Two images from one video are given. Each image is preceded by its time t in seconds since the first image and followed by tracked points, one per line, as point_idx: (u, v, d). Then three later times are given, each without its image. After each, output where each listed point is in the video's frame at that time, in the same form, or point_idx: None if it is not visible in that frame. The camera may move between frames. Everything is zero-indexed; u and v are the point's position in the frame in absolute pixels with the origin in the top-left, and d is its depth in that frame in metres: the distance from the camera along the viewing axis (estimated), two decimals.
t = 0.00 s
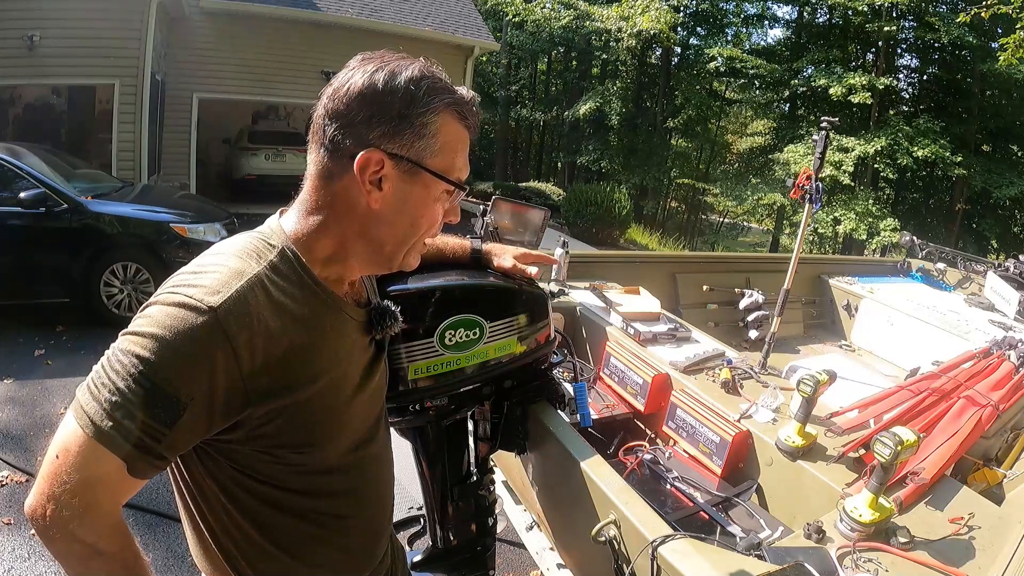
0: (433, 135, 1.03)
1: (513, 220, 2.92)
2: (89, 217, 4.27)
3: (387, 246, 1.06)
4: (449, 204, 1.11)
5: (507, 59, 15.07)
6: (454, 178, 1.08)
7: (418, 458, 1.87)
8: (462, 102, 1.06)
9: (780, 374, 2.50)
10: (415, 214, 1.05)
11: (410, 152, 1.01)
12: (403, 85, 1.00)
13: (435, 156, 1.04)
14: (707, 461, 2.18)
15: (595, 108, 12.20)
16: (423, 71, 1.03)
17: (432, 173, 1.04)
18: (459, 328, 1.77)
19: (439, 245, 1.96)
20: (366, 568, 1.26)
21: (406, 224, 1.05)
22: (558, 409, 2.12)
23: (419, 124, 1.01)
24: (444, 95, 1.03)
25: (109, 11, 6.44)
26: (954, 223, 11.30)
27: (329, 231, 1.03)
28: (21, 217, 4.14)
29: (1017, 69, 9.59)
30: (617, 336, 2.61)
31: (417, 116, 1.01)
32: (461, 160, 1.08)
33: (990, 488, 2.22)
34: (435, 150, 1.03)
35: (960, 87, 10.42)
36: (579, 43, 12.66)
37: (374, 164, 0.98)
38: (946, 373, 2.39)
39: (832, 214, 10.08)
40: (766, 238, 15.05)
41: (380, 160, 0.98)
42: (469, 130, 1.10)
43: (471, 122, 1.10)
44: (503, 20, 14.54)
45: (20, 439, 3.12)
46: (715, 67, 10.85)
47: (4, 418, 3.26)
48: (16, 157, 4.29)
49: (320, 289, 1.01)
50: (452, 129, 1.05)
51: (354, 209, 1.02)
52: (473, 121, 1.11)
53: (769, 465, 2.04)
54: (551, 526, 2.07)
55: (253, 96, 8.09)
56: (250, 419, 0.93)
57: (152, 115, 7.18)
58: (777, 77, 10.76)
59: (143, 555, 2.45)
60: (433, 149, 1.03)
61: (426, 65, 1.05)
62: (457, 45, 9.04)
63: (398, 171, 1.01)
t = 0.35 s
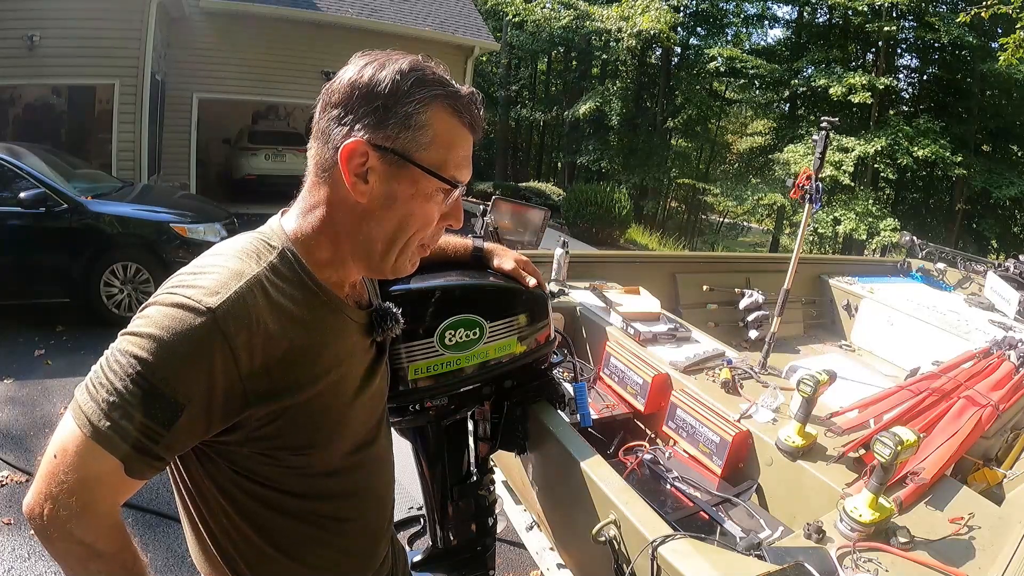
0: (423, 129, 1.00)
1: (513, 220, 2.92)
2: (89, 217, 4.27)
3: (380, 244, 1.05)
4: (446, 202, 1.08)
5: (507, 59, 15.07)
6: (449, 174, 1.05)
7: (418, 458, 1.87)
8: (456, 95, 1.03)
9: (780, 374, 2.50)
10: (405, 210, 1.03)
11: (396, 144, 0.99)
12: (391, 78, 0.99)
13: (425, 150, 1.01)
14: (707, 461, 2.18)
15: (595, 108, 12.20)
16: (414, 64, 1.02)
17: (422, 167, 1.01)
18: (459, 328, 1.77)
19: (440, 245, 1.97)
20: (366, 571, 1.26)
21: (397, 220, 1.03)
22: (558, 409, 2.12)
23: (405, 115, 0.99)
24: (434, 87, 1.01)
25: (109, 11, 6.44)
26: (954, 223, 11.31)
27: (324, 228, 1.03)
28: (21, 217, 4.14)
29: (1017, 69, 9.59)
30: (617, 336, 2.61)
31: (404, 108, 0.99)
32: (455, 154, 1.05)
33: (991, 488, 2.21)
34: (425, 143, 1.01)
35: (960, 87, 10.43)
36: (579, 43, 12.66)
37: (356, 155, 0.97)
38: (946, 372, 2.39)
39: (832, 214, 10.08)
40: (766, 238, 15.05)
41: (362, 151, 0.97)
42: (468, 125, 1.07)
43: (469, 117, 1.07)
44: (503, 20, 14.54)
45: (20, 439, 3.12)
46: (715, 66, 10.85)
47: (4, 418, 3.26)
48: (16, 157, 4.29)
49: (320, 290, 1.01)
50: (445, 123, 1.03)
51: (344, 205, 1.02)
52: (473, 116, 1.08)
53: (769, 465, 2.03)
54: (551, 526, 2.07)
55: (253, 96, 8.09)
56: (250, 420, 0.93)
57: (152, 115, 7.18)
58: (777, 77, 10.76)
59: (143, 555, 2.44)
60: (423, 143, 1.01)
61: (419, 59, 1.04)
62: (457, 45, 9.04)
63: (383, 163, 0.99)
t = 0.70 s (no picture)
0: (418, 126, 1.00)
1: (514, 220, 2.93)
2: (89, 217, 4.27)
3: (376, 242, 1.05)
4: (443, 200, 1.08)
5: (507, 59, 15.07)
6: (445, 173, 1.05)
7: (418, 458, 1.87)
8: (453, 92, 1.03)
9: (780, 374, 2.50)
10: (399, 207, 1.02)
11: (391, 143, 0.99)
12: (386, 76, 0.99)
13: (420, 148, 1.01)
14: (707, 461, 2.18)
15: (595, 108, 12.20)
16: (411, 61, 1.02)
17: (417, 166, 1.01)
18: (459, 327, 1.77)
19: (440, 245, 1.97)
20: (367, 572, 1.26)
21: (392, 218, 1.03)
22: (558, 409, 2.12)
23: (398, 114, 0.99)
24: (429, 84, 1.00)
25: (109, 11, 6.44)
26: (954, 223, 11.30)
27: (321, 226, 1.03)
28: (21, 217, 4.14)
29: (1017, 69, 9.58)
30: (617, 336, 2.61)
31: (399, 105, 0.99)
32: (452, 151, 1.04)
33: (990, 488, 2.21)
34: (420, 142, 1.01)
35: (960, 87, 10.42)
36: (579, 43, 12.65)
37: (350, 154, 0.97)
38: (946, 373, 2.39)
39: (832, 214, 10.08)
40: (766, 238, 15.05)
41: (356, 149, 0.97)
42: (466, 123, 1.06)
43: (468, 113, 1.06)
44: (503, 20, 14.54)
45: (21, 439, 3.12)
46: (715, 66, 10.85)
47: (4, 418, 3.26)
48: (16, 157, 4.29)
49: (320, 291, 1.01)
50: (442, 121, 1.02)
51: (339, 203, 1.02)
52: (472, 112, 1.07)
53: (769, 465, 2.03)
54: (551, 526, 2.07)
55: (253, 96, 8.09)
56: (250, 420, 0.93)
57: (152, 115, 7.18)
58: (777, 77, 10.74)
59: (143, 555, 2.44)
60: (419, 141, 1.00)
61: (415, 56, 1.03)
62: (457, 45, 9.04)
63: (377, 161, 0.99)
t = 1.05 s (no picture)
0: (388, 106, 1.00)
1: (513, 220, 2.93)
2: (89, 217, 4.27)
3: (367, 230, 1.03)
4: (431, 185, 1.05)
5: (507, 59, 15.07)
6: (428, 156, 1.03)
7: (418, 458, 1.87)
8: (427, 75, 1.02)
9: (780, 374, 2.50)
10: (384, 191, 1.01)
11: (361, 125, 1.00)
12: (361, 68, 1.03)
13: (398, 129, 1.00)
14: (707, 461, 2.18)
15: (595, 108, 12.19)
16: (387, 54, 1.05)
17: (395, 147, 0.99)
18: (459, 327, 1.77)
19: (439, 244, 1.97)
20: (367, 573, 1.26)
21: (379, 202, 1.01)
22: (558, 409, 2.11)
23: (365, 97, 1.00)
24: (399, 69, 1.01)
25: (109, 11, 6.44)
26: (954, 223, 11.30)
27: (320, 221, 1.04)
28: (21, 217, 4.14)
29: (1017, 69, 9.58)
30: (617, 336, 2.61)
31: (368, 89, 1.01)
32: (433, 133, 1.03)
33: (991, 488, 2.21)
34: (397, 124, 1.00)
35: (960, 87, 10.42)
36: (579, 44, 12.65)
37: (329, 141, 1.01)
38: (946, 373, 2.39)
39: (832, 214, 10.08)
40: (766, 238, 15.06)
41: (333, 137, 1.01)
42: (447, 105, 1.05)
43: (448, 95, 1.05)
44: (503, 20, 14.54)
45: (21, 439, 3.12)
46: (715, 67, 10.85)
47: (4, 418, 3.26)
48: (16, 157, 4.29)
49: (319, 287, 1.01)
50: (415, 101, 1.01)
51: (331, 193, 1.03)
52: (453, 96, 1.06)
53: (769, 465, 2.04)
54: (551, 526, 2.07)
55: (253, 96, 8.09)
56: (251, 419, 0.93)
57: (152, 115, 7.18)
58: (777, 77, 10.73)
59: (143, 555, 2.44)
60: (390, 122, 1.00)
61: (392, 47, 1.05)
62: (457, 45, 9.04)
63: (352, 145, 1.00)
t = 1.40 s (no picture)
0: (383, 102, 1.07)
1: (513, 220, 2.93)
2: (89, 217, 4.27)
3: (374, 220, 1.04)
4: (433, 172, 1.07)
5: (507, 59, 15.08)
6: (426, 143, 1.07)
7: (418, 458, 1.87)
8: (421, 70, 1.08)
9: (780, 374, 2.50)
10: (387, 178, 1.03)
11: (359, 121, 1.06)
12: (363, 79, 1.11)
13: (395, 120, 1.05)
14: (707, 461, 2.18)
15: (595, 108, 12.18)
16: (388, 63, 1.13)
17: (392, 133, 1.03)
18: (459, 328, 1.77)
19: (440, 244, 1.97)
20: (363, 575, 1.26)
21: (383, 190, 1.03)
22: (558, 409, 2.11)
23: (364, 98, 1.09)
24: (394, 69, 1.09)
25: (109, 10, 6.44)
26: (954, 223, 11.29)
27: (330, 217, 1.06)
28: (21, 217, 4.14)
29: (1017, 69, 9.57)
30: (617, 336, 2.61)
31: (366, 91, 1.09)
32: (428, 122, 1.07)
33: (991, 488, 2.21)
34: (395, 115, 1.05)
35: (960, 87, 10.42)
36: (579, 44, 12.65)
37: (334, 142, 1.09)
38: (946, 373, 2.39)
39: (832, 214, 10.09)
40: (766, 238, 15.07)
41: (338, 138, 1.08)
42: (443, 97, 1.09)
43: (443, 88, 1.10)
44: (503, 20, 14.53)
45: (20, 439, 3.12)
46: (715, 67, 10.85)
47: (5, 418, 3.26)
48: (16, 157, 4.29)
49: (328, 282, 1.01)
50: (410, 96, 1.07)
51: (339, 188, 1.06)
52: (449, 90, 1.11)
53: (769, 465, 2.03)
54: (551, 526, 2.07)
55: (253, 96, 8.09)
56: (257, 410, 0.93)
57: (152, 116, 7.18)
58: (777, 77, 10.71)
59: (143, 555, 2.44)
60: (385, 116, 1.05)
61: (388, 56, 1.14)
62: (457, 45, 9.04)
63: (353, 139, 1.04)
